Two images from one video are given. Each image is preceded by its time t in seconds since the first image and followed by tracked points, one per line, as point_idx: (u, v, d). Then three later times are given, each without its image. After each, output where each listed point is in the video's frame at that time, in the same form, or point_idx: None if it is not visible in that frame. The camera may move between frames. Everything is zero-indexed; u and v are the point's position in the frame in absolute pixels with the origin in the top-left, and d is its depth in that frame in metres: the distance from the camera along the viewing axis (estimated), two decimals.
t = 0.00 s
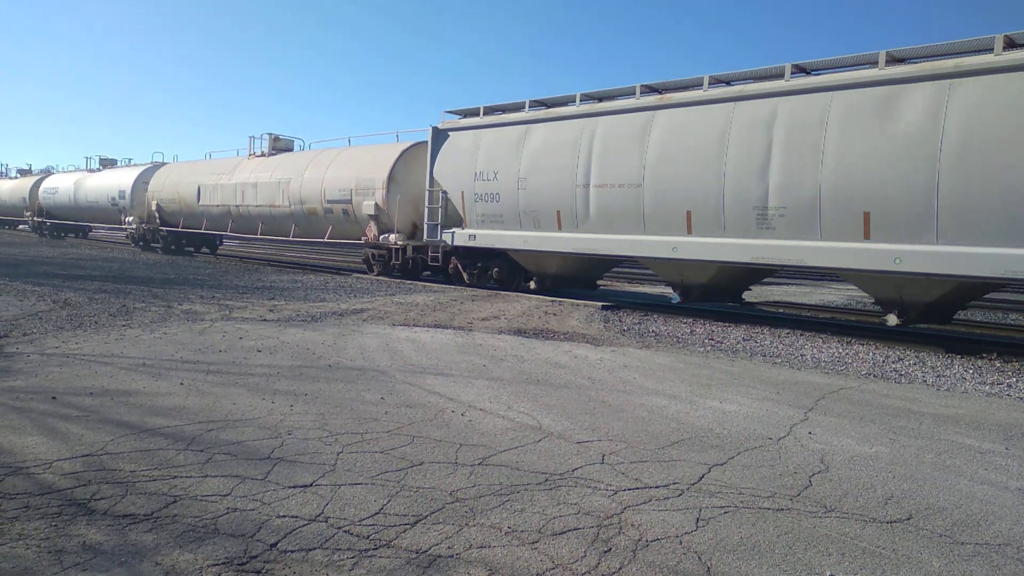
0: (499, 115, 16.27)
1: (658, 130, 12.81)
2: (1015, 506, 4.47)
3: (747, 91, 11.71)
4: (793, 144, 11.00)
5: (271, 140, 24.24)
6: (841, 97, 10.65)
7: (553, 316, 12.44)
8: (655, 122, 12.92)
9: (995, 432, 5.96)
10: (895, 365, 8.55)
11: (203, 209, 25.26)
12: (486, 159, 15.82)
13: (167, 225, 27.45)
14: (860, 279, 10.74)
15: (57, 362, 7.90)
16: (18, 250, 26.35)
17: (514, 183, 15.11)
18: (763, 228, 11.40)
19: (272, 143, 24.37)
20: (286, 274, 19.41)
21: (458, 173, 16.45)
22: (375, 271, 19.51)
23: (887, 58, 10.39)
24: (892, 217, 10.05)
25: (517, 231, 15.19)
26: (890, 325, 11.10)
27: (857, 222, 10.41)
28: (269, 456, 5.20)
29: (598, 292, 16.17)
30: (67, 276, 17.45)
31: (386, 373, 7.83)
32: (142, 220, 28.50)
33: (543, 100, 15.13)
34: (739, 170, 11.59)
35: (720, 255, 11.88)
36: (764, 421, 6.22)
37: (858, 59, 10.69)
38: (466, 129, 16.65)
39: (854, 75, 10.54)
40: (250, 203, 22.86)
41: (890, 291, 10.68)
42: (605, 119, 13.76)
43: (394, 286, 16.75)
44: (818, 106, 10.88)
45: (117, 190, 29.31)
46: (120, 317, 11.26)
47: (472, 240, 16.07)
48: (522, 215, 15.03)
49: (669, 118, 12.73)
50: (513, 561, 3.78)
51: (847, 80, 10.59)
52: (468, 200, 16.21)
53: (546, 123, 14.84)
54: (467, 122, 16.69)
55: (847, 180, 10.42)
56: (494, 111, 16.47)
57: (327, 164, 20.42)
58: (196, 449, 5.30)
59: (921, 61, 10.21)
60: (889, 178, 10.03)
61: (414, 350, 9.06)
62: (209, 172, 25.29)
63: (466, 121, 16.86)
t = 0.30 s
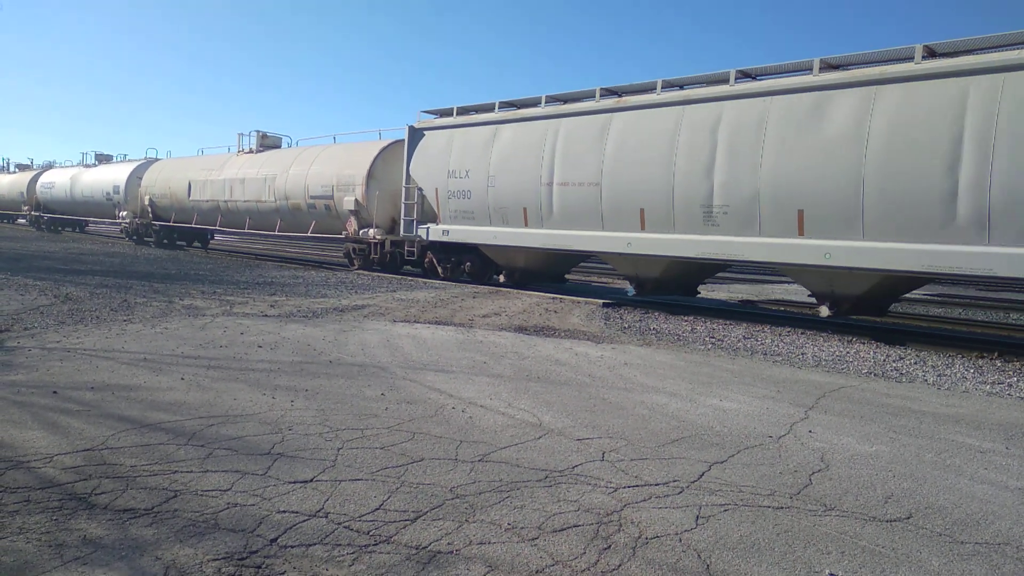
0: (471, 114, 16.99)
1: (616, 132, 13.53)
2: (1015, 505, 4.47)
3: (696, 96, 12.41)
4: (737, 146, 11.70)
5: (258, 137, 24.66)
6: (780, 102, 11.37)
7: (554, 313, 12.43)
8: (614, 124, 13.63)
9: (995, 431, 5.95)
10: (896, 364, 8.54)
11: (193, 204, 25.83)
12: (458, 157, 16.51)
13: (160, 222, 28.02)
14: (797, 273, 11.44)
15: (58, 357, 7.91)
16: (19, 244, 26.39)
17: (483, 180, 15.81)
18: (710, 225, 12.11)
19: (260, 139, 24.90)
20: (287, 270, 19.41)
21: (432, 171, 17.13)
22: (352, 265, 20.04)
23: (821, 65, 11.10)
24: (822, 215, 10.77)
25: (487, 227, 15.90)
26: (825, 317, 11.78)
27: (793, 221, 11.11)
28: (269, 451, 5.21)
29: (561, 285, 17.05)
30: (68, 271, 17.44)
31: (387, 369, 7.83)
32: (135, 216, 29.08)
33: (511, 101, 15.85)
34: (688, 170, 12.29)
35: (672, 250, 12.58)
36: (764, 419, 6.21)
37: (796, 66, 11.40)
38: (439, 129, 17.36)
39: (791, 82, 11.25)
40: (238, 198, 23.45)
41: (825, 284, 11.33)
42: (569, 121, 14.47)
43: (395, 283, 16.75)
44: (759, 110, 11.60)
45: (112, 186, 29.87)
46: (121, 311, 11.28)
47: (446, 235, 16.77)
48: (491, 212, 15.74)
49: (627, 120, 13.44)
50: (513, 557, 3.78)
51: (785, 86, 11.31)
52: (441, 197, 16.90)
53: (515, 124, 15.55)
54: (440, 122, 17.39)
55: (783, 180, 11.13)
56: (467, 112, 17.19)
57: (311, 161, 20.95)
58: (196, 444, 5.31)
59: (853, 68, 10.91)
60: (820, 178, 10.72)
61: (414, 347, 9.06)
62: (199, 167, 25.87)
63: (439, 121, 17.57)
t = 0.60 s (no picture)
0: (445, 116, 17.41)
1: (576, 134, 13.97)
2: (1015, 506, 4.47)
3: (650, 100, 12.89)
4: (685, 148, 12.16)
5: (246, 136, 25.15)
6: (725, 107, 11.83)
7: (554, 312, 12.42)
8: (575, 127, 14.05)
9: (996, 432, 5.95)
10: (896, 364, 8.54)
11: (184, 202, 26.21)
12: (431, 157, 16.92)
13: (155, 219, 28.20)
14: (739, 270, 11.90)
15: (59, 354, 7.90)
16: (20, 241, 26.39)
17: (454, 179, 16.21)
18: (660, 224, 12.55)
19: (248, 138, 25.34)
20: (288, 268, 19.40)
21: (406, 170, 17.53)
22: (335, 261, 20.36)
23: (764, 72, 11.59)
24: (761, 215, 11.24)
25: (457, 224, 16.28)
26: (766, 311, 12.26)
27: (736, 220, 11.56)
28: (270, 450, 5.21)
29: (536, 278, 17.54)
30: (69, 268, 17.43)
31: (387, 368, 7.83)
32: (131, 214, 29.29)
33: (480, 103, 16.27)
34: (640, 171, 12.75)
35: (625, 247, 13.00)
36: (764, 419, 6.21)
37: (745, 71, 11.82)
38: (414, 130, 17.79)
39: (736, 88, 11.73)
40: (227, 196, 23.90)
41: (764, 279, 11.81)
42: (533, 123, 14.91)
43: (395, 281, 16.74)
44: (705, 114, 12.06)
45: (107, 184, 30.20)
46: (121, 308, 11.30)
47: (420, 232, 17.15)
48: (461, 210, 16.13)
49: (586, 123, 13.87)
50: (513, 557, 3.78)
51: (730, 92, 11.80)
52: (416, 196, 17.29)
53: (483, 125, 15.97)
54: (414, 124, 17.82)
55: (725, 181, 11.59)
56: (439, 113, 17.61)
57: (296, 159, 21.53)
58: (196, 442, 5.32)
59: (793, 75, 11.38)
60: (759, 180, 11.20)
61: (414, 346, 9.05)
62: (190, 166, 26.29)
63: (414, 122, 18.01)
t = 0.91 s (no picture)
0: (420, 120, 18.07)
1: (540, 138, 14.60)
2: (1015, 506, 4.47)
3: (605, 107, 13.56)
4: (637, 151, 12.79)
5: (234, 138, 25.50)
6: (674, 112, 12.47)
7: (555, 313, 12.40)
8: (538, 131, 14.67)
9: (996, 432, 5.95)
10: (896, 364, 8.54)
11: (174, 203, 26.39)
12: (406, 160, 17.55)
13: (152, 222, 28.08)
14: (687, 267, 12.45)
15: (58, 356, 7.90)
16: (20, 242, 26.39)
17: (427, 181, 16.81)
18: (615, 223, 13.13)
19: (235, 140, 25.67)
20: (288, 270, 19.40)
21: (383, 172, 18.14)
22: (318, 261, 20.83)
23: (709, 79, 12.23)
24: (706, 214, 11.82)
25: (430, 225, 16.83)
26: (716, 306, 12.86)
27: (681, 220, 12.16)
28: (270, 451, 5.21)
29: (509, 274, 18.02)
30: (69, 269, 17.41)
31: (387, 369, 7.83)
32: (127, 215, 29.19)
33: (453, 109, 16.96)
34: (597, 173, 13.37)
35: (585, 245, 13.55)
36: (764, 420, 6.21)
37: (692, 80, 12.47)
38: (390, 134, 18.42)
39: (683, 94, 12.37)
40: (214, 197, 24.12)
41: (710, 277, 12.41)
42: (500, 127, 15.53)
43: (396, 282, 16.72)
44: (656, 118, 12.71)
45: (101, 185, 30.32)
46: (121, 310, 11.31)
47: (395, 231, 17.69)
48: (433, 211, 16.71)
49: (550, 126, 14.48)
50: (513, 557, 3.79)
51: (678, 98, 12.42)
52: (392, 197, 17.86)
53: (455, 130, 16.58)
54: (391, 128, 18.45)
55: (672, 181, 12.21)
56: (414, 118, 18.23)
57: (279, 161, 21.80)
58: (196, 443, 5.31)
59: (737, 83, 12.02)
60: (703, 180, 11.81)
61: (415, 346, 9.05)
62: (179, 167, 26.54)
63: (391, 126, 18.64)
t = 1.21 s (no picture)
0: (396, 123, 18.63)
1: (506, 141, 15.18)
2: (1016, 507, 4.47)
3: (566, 112, 14.19)
4: (596, 154, 13.42)
5: (222, 141, 25.90)
6: (631, 117, 13.12)
7: (555, 314, 12.40)
8: (505, 134, 15.25)
9: (996, 433, 5.94)
10: (896, 365, 8.54)
11: (165, 204, 26.58)
12: (382, 162, 18.03)
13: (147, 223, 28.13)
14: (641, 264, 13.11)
15: (58, 357, 7.91)
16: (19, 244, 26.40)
17: (403, 182, 17.30)
18: (577, 222, 13.75)
19: (223, 143, 26.03)
20: (288, 271, 19.39)
21: (361, 174, 18.61)
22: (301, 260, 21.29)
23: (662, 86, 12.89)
24: (657, 213, 12.47)
25: (405, 224, 17.37)
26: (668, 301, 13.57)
27: (636, 220, 12.82)
28: (270, 452, 5.21)
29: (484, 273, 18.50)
30: (69, 271, 17.41)
31: (387, 370, 7.83)
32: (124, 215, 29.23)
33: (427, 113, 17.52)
34: (560, 175, 13.98)
35: (549, 244, 14.17)
36: (764, 421, 6.21)
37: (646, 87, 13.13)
38: (367, 136, 18.94)
39: (638, 101, 13.07)
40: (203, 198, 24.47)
41: (661, 271, 13.12)
42: (470, 131, 16.11)
43: (395, 283, 16.72)
44: (614, 123, 13.35)
45: (95, 187, 30.47)
46: (121, 311, 11.32)
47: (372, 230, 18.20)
48: (408, 211, 17.24)
49: (517, 130, 15.06)
50: (513, 558, 3.78)
51: (633, 104, 13.12)
52: (370, 198, 18.34)
53: (429, 132, 17.17)
54: (369, 131, 18.96)
55: (629, 184, 12.85)
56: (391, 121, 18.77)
57: (264, 163, 22.20)
58: (196, 445, 5.31)
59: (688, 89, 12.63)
60: (656, 182, 12.46)
61: (415, 348, 9.05)
62: (169, 169, 26.81)
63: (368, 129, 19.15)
